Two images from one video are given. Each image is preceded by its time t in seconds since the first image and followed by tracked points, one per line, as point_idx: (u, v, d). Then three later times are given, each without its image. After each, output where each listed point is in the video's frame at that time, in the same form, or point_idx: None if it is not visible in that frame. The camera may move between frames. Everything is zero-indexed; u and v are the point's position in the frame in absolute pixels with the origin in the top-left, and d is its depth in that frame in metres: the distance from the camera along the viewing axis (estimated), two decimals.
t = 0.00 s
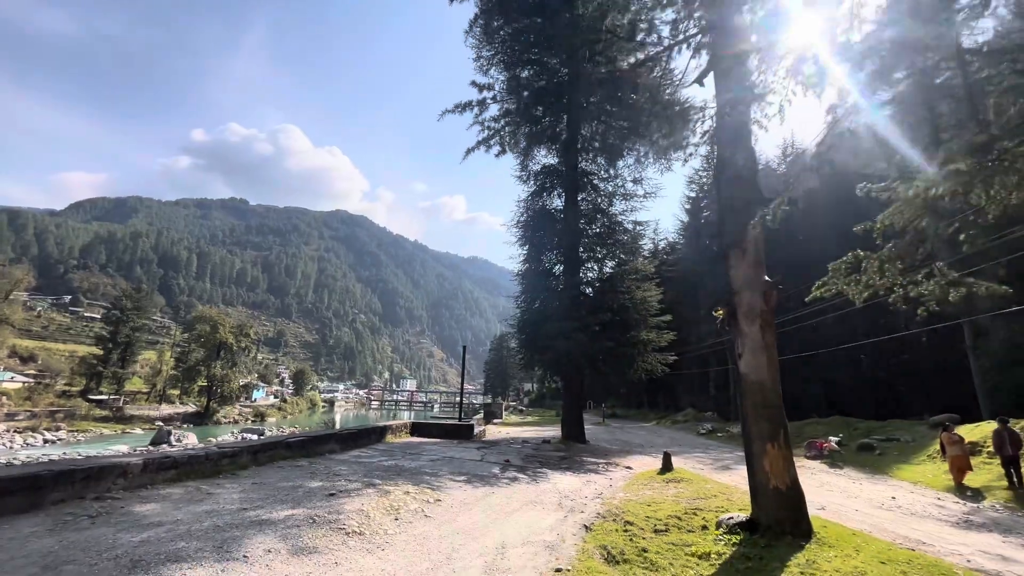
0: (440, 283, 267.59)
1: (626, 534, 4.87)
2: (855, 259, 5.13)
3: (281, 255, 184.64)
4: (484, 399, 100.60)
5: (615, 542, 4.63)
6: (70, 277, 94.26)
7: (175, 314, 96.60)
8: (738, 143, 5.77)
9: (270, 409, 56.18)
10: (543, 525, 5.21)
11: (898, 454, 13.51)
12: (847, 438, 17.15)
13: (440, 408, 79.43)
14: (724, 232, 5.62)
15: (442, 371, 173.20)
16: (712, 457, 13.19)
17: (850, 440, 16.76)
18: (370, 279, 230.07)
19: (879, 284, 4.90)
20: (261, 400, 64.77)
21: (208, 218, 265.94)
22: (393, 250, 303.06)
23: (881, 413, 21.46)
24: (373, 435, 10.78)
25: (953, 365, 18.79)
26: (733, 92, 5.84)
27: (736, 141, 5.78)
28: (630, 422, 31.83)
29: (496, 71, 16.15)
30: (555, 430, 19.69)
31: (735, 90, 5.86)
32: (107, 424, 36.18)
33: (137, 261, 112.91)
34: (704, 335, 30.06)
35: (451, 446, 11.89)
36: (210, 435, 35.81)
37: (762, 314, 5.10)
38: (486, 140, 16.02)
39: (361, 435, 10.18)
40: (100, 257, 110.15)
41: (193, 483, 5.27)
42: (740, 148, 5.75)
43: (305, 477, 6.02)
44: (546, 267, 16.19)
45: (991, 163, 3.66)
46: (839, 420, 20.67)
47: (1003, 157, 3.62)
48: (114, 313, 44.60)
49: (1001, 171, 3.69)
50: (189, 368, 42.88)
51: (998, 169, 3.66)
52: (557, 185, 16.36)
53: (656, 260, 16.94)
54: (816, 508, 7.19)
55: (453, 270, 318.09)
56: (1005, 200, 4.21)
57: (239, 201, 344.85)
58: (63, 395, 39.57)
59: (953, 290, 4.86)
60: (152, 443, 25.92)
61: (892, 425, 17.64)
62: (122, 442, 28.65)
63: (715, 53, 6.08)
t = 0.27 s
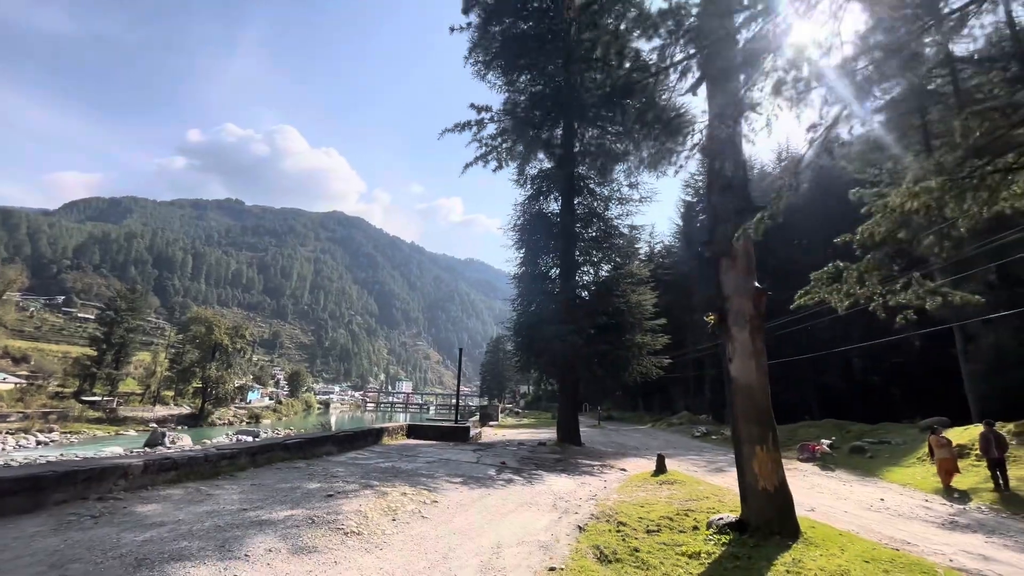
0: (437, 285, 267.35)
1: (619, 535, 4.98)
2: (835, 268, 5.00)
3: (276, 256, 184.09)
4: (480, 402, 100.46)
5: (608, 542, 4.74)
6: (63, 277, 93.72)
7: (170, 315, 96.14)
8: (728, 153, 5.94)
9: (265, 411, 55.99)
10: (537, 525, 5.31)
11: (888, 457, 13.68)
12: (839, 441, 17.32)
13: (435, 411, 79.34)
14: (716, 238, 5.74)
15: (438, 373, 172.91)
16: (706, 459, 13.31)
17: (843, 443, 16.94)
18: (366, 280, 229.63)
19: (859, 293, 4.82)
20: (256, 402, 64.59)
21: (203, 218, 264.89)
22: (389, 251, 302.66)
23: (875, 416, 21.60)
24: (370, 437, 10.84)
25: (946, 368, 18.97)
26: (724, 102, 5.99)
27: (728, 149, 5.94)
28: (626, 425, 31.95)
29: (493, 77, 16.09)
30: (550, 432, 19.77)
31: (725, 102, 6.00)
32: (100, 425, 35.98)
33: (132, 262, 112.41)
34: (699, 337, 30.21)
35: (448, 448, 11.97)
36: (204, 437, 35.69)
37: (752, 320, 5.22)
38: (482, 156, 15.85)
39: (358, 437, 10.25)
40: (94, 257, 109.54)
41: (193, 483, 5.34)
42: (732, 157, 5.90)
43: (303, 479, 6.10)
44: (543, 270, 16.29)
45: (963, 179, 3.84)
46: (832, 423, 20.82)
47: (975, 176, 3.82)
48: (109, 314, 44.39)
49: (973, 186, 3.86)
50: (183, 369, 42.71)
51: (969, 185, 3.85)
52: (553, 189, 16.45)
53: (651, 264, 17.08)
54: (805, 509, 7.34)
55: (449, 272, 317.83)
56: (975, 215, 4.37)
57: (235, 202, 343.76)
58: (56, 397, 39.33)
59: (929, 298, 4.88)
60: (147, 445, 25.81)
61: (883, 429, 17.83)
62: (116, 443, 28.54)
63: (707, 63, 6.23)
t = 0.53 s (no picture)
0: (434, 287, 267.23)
1: (612, 535, 5.09)
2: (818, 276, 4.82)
3: (274, 257, 183.79)
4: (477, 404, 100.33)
5: (602, 542, 4.83)
6: (59, 277, 93.35)
7: (166, 316, 95.82)
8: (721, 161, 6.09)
9: (262, 413, 55.87)
10: (533, 526, 5.41)
11: (881, 460, 13.80)
12: (834, 445, 17.43)
13: (432, 412, 79.28)
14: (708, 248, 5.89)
15: (435, 376, 172.72)
16: (701, 462, 13.39)
17: (837, 446, 17.07)
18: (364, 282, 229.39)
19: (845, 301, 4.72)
20: (253, 403, 64.48)
21: (201, 219, 264.48)
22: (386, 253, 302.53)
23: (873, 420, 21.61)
24: (367, 439, 10.91)
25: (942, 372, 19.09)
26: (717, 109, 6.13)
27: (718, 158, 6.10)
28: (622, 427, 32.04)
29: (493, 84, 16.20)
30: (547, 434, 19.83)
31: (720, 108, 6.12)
32: (95, 427, 35.84)
33: (128, 263, 112.10)
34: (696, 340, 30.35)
35: (444, 450, 12.04)
36: (200, 439, 35.59)
37: (744, 325, 5.34)
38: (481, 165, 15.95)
39: (356, 438, 10.31)
40: (91, 257, 109.17)
41: (193, 484, 5.42)
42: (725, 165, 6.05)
43: (302, 479, 6.19)
44: (540, 274, 16.42)
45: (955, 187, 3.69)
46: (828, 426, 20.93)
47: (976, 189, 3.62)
48: (105, 315, 44.24)
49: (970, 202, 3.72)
50: (180, 371, 42.60)
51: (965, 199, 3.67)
52: (550, 193, 16.61)
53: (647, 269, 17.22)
54: (796, 511, 7.47)
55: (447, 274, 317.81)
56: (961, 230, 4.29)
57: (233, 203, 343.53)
58: (51, 397, 39.17)
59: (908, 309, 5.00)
60: (143, 446, 25.76)
61: (877, 432, 17.97)
62: (112, 445, 28.47)
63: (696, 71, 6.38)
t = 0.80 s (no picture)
0: (435, 289, 267.40)
1: (611, 534, 5.20)
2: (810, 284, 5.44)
3: (275, 259, 184.12)
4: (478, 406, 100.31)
5: (600, 541, 4.95)
6: (62, 279, 93.64)
7: (168, 317, 96.05)
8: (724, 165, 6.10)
9: (263, 415, 56.03)
10: (533, 526, 5.51)
11: (880, 463, 13.89)
12: (833, 447, 17.53)
13: (433, 415, 79.34)
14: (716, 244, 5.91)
15: (436, 378, 172.66)
16: (701, 464, 13.49)
17: (836, 449, 17.15)
18: (365, 284, 229.62)
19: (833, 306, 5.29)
20: (255, 405, 64.65)
21: (203, 221, 265.08)
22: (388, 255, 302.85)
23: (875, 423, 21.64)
24: (370, 440, 11.05)
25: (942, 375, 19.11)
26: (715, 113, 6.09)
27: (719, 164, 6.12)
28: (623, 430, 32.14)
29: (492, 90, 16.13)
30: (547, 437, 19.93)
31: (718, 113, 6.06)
32: (97, 428, 35.99)
33: (130, 264, 112.44)
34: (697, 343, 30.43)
35: (446, 451, 12.16)
36: (202, 441, 35.72)
37: (740, 329, 5.45)
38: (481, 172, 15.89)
39: (358, 440, 10.44)
40: (93, 258, 109.49)
41: (200, 483, 5.53)
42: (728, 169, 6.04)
43: (306, 480, 6.31)
44: (540, 277, 16.50)
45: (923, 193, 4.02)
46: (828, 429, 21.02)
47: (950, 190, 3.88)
48: (108, 316, 44.40)
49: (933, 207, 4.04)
50: (182, 372, 42.75)
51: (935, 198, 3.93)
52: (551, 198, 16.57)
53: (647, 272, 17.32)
54: (794, 513, 7.59)
55: (448, 276, 318.05)
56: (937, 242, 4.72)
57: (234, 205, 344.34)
58: (53, 398, 39.35)
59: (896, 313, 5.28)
60: (145, 447, 25.86)
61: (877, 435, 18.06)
62: (114, 447, 28.62)
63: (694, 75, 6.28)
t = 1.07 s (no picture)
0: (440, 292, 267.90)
1: (613, 536, 5.28)
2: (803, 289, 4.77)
3: (282, 261, 185.10)
4: (483, 409, 100.35)
5: (603, 542, 5.03)
6: (71, 281, 94.56)
7: (175, 320, 96.72)
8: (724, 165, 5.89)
9: (269, 416, 56.34)
10: (536, 527, 5.60)
11: (885, 467, 13.86)
12: (838, 451, 17.48)
13: (438, 417, 79.47)
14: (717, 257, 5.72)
15: (441, 380, 172.85)
16: (705, 467, 13.50)
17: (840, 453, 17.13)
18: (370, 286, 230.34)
19: (827, 313, 4.72)
20: (261, 407, 65.04)
21: (210, 224, 266.88)
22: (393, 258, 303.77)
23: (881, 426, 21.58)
24: (375, 442, 11.17)
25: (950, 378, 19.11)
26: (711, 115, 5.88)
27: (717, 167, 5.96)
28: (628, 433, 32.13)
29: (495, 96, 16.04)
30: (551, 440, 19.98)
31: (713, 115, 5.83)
32: (106, 429, 36.32)
33: (139, 267, 113.36)
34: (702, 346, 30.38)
35: (451, 454, 12.27)
36: (209, 442, 35.99)
37: (741, 333, 5.52)
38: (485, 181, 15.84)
39: (364, 441, 10.56)
40: (102, 261, 110.47)
41: (212, 484, 5.68)
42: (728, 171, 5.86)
43: (314, 481, 6.44)
44: (545, 280, 16.60)
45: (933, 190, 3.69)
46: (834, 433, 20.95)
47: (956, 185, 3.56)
48: (116, 319, 44.80)
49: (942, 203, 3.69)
50: (189, 374, 43.08)
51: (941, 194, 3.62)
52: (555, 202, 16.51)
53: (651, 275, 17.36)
54: (795, 516, 7.64)
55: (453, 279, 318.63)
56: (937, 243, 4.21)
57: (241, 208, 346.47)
58: (63, 400, 39.74)
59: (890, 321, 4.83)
60: (152, 449, 26.10)
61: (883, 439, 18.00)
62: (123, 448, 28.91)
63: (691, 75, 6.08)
